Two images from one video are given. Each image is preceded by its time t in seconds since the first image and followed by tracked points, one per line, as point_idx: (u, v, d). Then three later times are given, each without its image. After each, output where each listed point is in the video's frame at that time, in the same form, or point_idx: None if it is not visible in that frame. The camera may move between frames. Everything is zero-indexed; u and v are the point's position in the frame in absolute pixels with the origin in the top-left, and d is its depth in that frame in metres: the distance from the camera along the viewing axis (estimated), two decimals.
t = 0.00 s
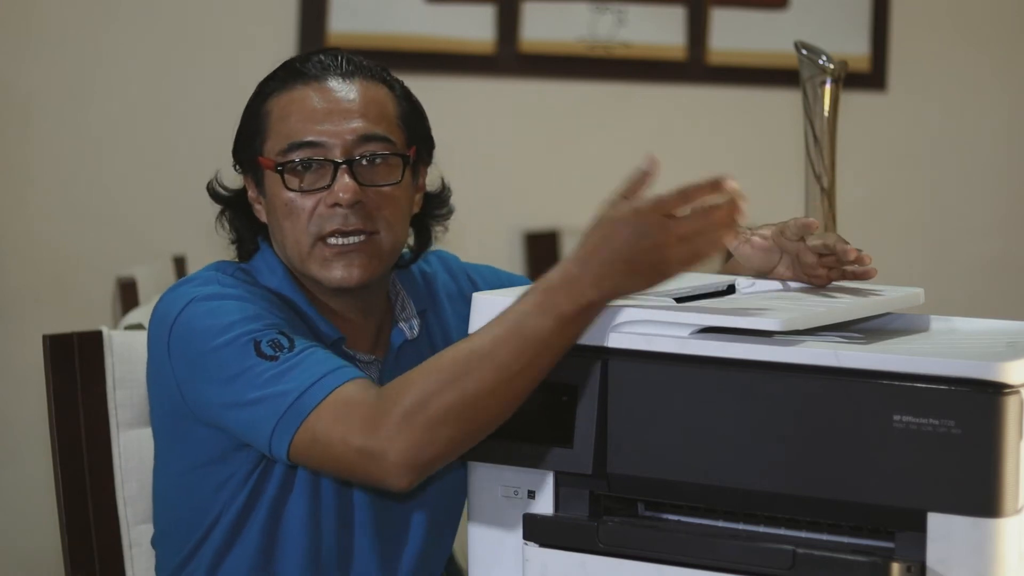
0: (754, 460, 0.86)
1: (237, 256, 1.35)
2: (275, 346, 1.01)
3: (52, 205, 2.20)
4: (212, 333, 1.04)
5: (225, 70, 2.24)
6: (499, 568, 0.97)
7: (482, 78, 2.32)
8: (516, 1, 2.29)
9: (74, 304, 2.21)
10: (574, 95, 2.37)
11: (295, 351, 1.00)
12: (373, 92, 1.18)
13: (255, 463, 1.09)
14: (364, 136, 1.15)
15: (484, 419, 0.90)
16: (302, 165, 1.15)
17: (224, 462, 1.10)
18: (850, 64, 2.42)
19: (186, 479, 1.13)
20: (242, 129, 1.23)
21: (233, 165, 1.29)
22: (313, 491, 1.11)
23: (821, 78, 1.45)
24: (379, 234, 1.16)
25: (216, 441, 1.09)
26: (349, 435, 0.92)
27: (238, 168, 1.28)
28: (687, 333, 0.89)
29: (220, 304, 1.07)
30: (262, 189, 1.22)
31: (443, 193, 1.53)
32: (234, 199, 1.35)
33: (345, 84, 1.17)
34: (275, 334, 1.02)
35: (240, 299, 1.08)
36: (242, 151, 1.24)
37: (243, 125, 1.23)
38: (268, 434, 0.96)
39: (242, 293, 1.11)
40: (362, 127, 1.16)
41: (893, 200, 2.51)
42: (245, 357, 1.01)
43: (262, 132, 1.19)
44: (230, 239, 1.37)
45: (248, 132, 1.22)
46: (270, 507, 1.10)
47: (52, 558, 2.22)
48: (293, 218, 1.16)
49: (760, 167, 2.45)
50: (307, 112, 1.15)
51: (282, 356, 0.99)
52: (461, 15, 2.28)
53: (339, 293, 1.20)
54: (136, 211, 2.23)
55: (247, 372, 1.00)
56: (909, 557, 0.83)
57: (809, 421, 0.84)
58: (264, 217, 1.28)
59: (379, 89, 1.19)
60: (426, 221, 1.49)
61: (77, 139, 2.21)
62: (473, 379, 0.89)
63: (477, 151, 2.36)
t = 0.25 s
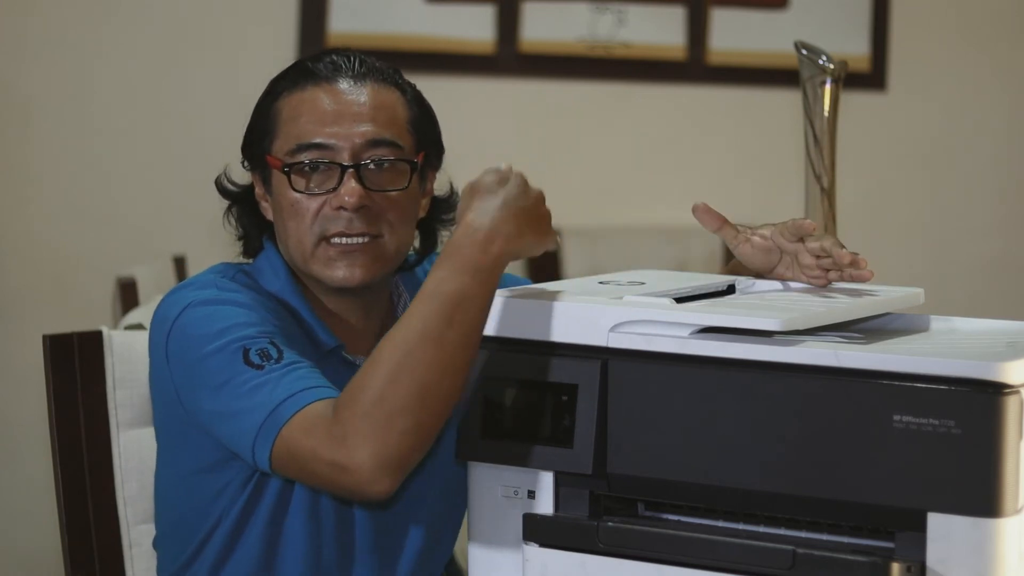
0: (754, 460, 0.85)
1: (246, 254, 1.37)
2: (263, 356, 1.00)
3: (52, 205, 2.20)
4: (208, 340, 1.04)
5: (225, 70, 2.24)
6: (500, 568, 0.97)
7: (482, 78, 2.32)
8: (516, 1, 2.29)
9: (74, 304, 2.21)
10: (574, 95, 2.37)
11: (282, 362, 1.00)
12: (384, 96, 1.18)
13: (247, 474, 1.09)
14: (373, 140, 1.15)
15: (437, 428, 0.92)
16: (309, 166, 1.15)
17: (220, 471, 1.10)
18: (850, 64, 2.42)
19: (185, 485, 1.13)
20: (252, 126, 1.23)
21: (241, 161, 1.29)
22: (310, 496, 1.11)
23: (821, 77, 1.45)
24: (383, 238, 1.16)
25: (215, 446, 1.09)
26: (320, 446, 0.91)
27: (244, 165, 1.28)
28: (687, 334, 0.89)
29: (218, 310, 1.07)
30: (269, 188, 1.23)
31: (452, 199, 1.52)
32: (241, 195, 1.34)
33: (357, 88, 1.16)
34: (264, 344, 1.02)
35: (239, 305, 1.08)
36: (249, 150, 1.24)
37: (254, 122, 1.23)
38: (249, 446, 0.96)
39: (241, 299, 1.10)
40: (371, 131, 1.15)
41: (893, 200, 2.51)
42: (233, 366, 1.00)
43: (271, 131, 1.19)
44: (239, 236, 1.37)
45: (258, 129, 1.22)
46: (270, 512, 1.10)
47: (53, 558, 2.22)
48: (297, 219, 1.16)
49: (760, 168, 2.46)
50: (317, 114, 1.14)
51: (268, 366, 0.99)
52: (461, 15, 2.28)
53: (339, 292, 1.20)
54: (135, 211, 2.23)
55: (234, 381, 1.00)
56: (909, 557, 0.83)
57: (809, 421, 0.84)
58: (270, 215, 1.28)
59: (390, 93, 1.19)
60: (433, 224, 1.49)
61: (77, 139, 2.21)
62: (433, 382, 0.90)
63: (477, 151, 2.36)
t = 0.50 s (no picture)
0: (754, 460, 0.86)
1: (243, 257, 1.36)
2: (275, 335, 1.01)
3: (52, 204, 2.20)
4: (212, 327, 1.04)
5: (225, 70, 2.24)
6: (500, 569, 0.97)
7: (482, 78, 2.32)
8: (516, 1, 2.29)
9: (74, 304, 2.21)
10: (574, 95, 2.37)
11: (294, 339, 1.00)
12: (381, 87, 1.19)
13: (260, 462, 1.09)
14: (370, 126, 1.16)
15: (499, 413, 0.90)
16: (306, 152, 1.16)
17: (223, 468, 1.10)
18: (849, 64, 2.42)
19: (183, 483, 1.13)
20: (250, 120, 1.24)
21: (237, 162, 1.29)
22: (316, 485, 1.10)
23: (821, 78, 1.45)
24: (381, 224, 1.16)
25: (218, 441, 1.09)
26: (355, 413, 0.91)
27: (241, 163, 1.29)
28: (688, 333, 0.89)
29: (218, 301, 1.07)
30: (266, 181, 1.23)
31: (447, 200, 1.53)
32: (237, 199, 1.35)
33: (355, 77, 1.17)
34: (276, 324, 1.02)
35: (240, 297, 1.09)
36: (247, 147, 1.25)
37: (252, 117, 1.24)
38: (265, 425, 0.96)
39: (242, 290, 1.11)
40: (368, 118, 1.16)
41: (893, 200, 2.51)
42: (246, 348, 1.00)
43: (267, 123, 1.20)
44: (235, 240, 1.37)
45: (255, 123, 1.22)
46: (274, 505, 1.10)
47: (52, 558, 2.22)
48: (295, 205, 1.17)
49: (760, 168, 2.46)
50: (314, 101, 1.15)
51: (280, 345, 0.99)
52: (461, 15, 2.28)
53: (336, 285, 1.20)
54: (136, 211, 2.23)
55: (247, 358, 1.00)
56: (909, 557, 0.83)
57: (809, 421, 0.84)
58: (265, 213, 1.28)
59: (387, 85, 1.20)
60: (430, 224, 1.47)
61: (77, 139, 2.21)
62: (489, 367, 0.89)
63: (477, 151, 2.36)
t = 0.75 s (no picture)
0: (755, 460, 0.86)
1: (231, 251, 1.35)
2: (266, 364, 0.98)
3: (52, 204, 2.20)
4: (207, 347, 1.02)
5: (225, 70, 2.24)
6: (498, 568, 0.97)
7: (482, 78, 2.32)
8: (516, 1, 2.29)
9: (74, 304, 2.21)
10: (574, 95, 2.37)
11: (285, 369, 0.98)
12: (394, 99, 1.18)
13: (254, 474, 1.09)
14: (395, 144, 1.14)
15: (471, 445, 0.88)
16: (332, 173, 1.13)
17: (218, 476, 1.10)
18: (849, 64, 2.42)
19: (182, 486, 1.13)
20: (258, 131, 1.20)
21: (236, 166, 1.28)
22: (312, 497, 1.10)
23: (821, 78, 1.45)
24: (408, 242, 1.16)
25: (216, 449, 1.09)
26: (337, 464, 0.89)
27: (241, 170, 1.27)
28: (688, 333, 0.89)
29: (215, 316, 1.05)
30: (277, 196, 1.20)
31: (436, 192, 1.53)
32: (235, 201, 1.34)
33: (371, 93, 1.16)
34: (269, 351, 1.00)
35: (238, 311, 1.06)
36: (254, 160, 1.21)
37: (259, 129, 1.20)
38: (254, 456, 0.94)
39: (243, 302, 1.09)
40: (391, 135, 1.15)
41: (893, 200, 2.51)
42: (235, 375, 0.99)
43: (282, 140, 1.17)
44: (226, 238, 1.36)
45: (266, 136, 1.19)
46: (270, 516, 1.09)
47: (52, 558, 2.22)
48: (320, 227, 1.14)
49: (760, 168, 2.46)
50: (336, 119, 1.13)
51: (272, 375, 0.97)
52: (461, 15, 2.28)
53: (350, 297, 1.20)
54: (136, 211, 2.24)
55: (236, 388, 0.98)
56: (909, 557, 0.83)
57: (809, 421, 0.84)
58: (270, 221, 1.25)
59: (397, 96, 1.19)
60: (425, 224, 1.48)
61: (76, 139, 2.21)
62: (454, 396, 0.86)
63: (477, 150, 2.37)
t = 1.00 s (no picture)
0: (755, 460, 0.86)
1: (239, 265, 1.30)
2: (232, 448, 0.99)
3: (51, 205, 2.19)
4: (187, 405, 1.01)
5: (225, 71, 2.24)
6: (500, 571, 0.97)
7: (482, 78, 2.32)
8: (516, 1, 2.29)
9: (74, 305, 2.21)
10: (574, 95, 2.37)
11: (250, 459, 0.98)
12: (391, 96, 1.18)
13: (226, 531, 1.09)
14: (389, 138, 1.15)
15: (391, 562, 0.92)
16: (327, 167, 1.14)
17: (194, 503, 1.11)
18: (850, 64, 2.42)
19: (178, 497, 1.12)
20: (258, 131, 1.20)
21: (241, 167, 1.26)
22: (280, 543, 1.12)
23: (821, 77, 1.45)
24: (403, 236, 1.15)
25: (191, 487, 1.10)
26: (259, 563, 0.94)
27: (245, 174, 1.26)
28: (688, 333, 0.89)
29: (196, 368, 1.03)
30: (276, 193, 1.20)
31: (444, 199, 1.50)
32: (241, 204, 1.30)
33: (368, 87, 1.17)
34: (237, 429, 0.99)
35: (221, 361, 1.03)
36: (254, 158, 1.22)
37: (259, 128, 1.20)
38: (215, 529, 0.98)
39: (230, 347, 1.06)
40: (389, 130, 1.15)
41: (894, 200, 2.51)
42: (206, 450, 0.99)
43: (279, 136, 1.18)
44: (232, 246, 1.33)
45: (265, 135, 1.19)
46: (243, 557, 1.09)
47: (53, 558, 2.22)
48: (314, 221, 1.15)
49: (759, 168, 2.47)
50: (331, 112, 1.14)
51: (237, 463, 0.98)
52: (461, 16, 2.28)
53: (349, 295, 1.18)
54: (136, 211, 2.23)
55: (204, 465, 0.99)
56: (909, 557, 0.83)
57: (809, 421, 0.84)
58: (273, 222, 1.25)
59: (395, 92, 1.19)
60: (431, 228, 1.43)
61: (76, 139, 2.20)
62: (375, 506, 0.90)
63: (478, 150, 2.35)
